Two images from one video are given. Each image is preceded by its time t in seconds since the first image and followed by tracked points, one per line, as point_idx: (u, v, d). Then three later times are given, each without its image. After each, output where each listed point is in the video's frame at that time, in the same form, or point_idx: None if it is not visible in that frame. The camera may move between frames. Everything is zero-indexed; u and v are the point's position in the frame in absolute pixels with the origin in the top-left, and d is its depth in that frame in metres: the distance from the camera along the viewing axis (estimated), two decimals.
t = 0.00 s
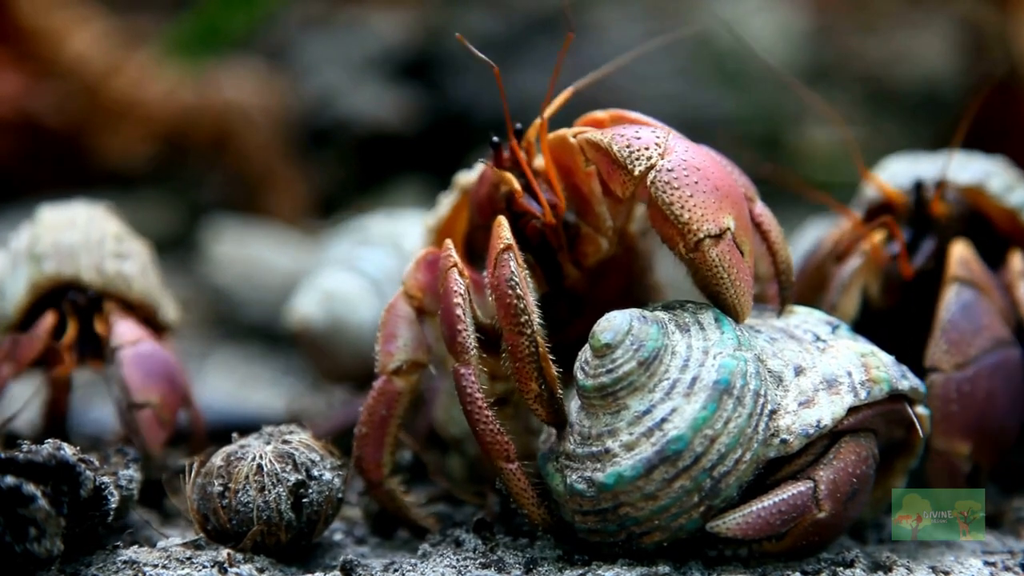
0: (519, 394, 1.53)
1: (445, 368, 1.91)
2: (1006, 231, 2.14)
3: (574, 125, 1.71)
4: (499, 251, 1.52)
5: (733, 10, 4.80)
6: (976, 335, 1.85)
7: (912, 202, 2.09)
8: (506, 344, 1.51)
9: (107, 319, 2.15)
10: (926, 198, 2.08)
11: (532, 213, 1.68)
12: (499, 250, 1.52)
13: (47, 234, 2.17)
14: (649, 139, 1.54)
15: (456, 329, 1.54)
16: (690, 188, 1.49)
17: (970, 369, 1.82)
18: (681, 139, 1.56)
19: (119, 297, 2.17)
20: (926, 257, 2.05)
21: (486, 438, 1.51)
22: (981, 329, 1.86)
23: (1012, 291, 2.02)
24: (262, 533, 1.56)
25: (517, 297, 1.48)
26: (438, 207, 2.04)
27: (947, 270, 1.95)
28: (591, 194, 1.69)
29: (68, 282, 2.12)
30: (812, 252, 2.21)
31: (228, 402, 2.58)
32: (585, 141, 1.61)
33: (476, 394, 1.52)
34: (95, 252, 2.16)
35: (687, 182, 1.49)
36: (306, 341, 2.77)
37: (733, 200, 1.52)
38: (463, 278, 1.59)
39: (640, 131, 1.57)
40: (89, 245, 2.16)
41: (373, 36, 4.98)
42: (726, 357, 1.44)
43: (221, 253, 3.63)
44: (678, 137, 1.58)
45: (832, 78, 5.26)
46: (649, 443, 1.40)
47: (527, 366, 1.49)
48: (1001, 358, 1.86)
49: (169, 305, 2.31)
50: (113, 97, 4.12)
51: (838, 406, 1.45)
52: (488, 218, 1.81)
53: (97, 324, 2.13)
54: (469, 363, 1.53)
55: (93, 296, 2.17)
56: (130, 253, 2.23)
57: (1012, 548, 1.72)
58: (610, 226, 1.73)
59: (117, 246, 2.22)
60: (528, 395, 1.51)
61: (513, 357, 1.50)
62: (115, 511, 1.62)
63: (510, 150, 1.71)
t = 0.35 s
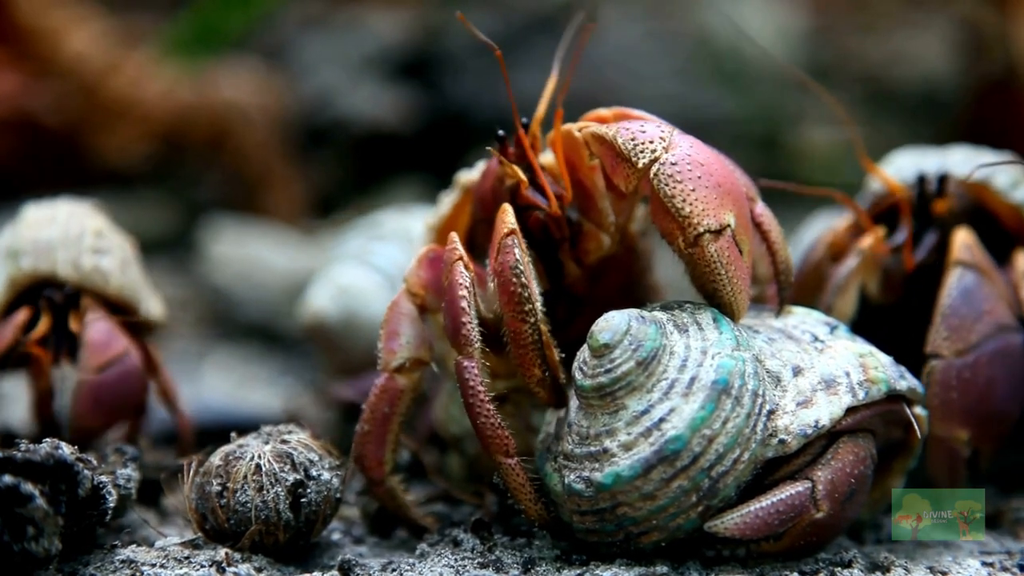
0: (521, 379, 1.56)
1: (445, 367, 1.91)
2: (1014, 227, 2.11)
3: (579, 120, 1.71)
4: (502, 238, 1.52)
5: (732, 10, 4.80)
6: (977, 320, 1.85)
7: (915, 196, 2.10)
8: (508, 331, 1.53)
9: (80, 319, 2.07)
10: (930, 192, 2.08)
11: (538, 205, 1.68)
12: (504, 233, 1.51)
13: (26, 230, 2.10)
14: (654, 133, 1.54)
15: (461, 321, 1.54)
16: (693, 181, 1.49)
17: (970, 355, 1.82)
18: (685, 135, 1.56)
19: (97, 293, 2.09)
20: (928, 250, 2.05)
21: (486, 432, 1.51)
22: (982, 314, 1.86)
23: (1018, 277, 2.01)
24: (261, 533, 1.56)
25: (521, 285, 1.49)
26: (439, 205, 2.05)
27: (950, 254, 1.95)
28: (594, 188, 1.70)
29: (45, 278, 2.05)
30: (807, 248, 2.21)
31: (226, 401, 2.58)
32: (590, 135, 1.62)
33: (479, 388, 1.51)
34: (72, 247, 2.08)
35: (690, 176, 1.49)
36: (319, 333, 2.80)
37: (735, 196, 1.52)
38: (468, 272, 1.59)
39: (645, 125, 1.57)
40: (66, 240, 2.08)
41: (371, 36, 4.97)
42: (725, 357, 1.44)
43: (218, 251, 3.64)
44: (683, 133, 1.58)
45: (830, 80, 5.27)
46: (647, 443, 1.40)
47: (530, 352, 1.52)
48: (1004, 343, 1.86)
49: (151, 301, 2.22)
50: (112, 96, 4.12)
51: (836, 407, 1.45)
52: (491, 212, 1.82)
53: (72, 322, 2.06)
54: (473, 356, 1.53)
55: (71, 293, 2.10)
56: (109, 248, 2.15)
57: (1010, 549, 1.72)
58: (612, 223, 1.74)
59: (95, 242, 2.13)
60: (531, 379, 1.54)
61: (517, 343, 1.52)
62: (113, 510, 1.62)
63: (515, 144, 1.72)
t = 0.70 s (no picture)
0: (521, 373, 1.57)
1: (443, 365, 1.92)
2: None
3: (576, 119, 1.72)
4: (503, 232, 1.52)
5: (733, 10, 4.79)
6: (994, 240, 1.80)
7: (930, 182, 2.02)
8: (509, 326, 1.53)
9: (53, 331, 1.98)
10: (945, 180, 2.00)
11: (535, 203, 1.68)
12: (504, 227, 1.52)
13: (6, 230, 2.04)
14: (651, 132, 1.55)
15: (459, 321, 1.54)
16: (689, 181, 1.49)
17: (987, 264, 1.77)
18: (682, 135, 1.56)
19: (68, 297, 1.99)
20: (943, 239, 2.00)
21: (485, 431, 1.51)
22: (1000, 237, 1.80)
23: None
24: (260, 530, 1.56)
25: (524, 281, 1.49)
26: (439, 203, 2.06)
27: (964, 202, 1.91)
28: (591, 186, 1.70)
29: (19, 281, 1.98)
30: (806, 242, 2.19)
31: (226, 398, 2.58)
32: (587, 134, 1.62)
33: (477, 386, 1.52)
34: (44, 249, 1.99)
35: (686, 176, 1.49)
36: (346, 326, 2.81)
37: (731, 197, 1.52)
38: (466, 271, 1.59)
39: (642, 125, 1.57)
40: (40, 241, 2.00)
41: (371, 34, 4.97)
42: (724, 356, 1.45)
43: (217, 250, 3.68)
44: (680, 132, 1.58)
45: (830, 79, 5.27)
46: (646, 442, 1.40)
47: (533, 347, 1.52)
48: None
49: (133, 303, 2.11)
50: (111, 94, 4.12)
51: (835, 406, 1.45)
52: (488, 210, 1.82)
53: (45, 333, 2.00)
54: (471, 355, 1.53)
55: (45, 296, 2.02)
56: (86, 252, 2.04)
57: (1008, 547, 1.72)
58: (609, 221, 1.74)
59: (70, 245, 2.03)
60: (533, 373, 1.54)
61: (519, 337, 1.52)
62: (113, 507, 1.62)
63: (513, 142, 1.73)
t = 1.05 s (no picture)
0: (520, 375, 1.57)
1: (443, 365, 1.93)
2: None
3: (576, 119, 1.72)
4: (503, 234, 1.52)
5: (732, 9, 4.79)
6: (987, 253, 1.77)
7: (935, 185, 1.98)
8: (510, 327, 1.53)
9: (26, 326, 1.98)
10: (950, 183, 1.98)
11: (534, 202, 1.68)
12: (504, 229, 1.52)
13: None
14: (651, 133, 1.55)
15: (458, 321, 1.54)
16: (688, 181, 1.49)
17: (978, 274, 1.75)
18: (681, 135, 1.56)
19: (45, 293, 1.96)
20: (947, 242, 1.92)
21: (485, 431, 1.52)
22: (994, 252, 1.78)
23: None
24: (260, 530, 1.56)
25: (524, 282, 1.49)
26: (439, 203, 2.06)
27: (966, 211, 1.88)
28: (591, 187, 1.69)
29: None
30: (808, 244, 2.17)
31: (226, 398, 2.58)
32: (587, 134, 1.62)
33: (477, 387, 1.52)
34: (24, 244, 1.96)
35: (685, 176, 1.49)
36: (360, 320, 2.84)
37: (730, 197, 1.53)
38: (465, 272, 1.59)
39: (642, 125, 1.57)
40: (21, 236, 1.97)
41: (371, 33, 4.97)
42: (723, 356, 1.45)
43: (217, 250, 3.68)
44: (679, 133, 1.58)
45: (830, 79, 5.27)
46: (646, 441, 1.40)
47: (533, 348, 1.52)
48: (1017, 284, 1.76)
49: (114, 301, 2.09)
50: (111, 95, 4.11)
51: (834, 405, 1.45)
52: (488, 210, 1.82)
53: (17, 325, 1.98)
54: (470, 355, 1.53)
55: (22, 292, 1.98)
56: (69, 248, 2.02)
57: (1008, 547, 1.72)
58: (609, 221, 1.74)
59: (53, 240, 2.01)
60: (533, 374, 1.54)
61: (519, 338, 1.52)
62: (113, 507, 1.62)
63: (512, 143, 1.73)
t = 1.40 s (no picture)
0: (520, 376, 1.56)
1: (443, 365, 1.93)
2: None
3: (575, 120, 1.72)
4: (503, 235, 1.52)
5: (732, 9, 4.79)
6: (994, 236, 1.77)
7: (938, 188, 1.97)
8: (509, 328, 1.53)
9: None
10: (953, 186, 1.95)
11: (534, 202, 1.68)
12: (504, 231, 1.52)
13: None
14: (651, 133, 1.55)
15: (457, 321, 1.54)
16: (687, 181, 1.49)
17: (985, 252, 1.75)
18: (681, 136, 1.56)
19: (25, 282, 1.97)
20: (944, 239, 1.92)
21: (485, 432, 1.52)
22: (1001, 236, 1.78)
23: None
24: (260, 530, 1.56)
25: (524, 283, 1.49)
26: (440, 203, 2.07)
27: (970, 206, 1.86)
28: (590, 187, 1.69)
29: None
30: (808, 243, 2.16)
31: (227, 398, 2.58)
32: (586, 134, 1.62)
33: (477, 387, 1.52)
34: (8, 234, 1.99)
35: (684, 176, 1.50)
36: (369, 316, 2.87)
37: (729, 198, 1.53)
38: (465, 272, 1.59)
39: (641, 125, 1.57)
40: (5, 227, 2.00)
41: (371, 34, 4.97)
42: (723, 356, 1.45)
43: (217, 250, 3.68)
44: (679, 133, 1.58)
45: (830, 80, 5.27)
46: (646, 442, 1.40)
47: (533, 350, 1.52)
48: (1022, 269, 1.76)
49: (98, 294, 2.09)
50: (111, 95, 4.10)
51: (834, 406, 1.45)
52: (488, 210, 1.82)
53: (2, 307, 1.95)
54: (470, 356, 1.53)
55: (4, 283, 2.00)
56: (53, 239, 2.05)
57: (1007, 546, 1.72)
58: (608, 222, 1.73)
59: (38, 231, 2.04)
60: (533, 375, 1.54)
61: (519, 340, 1.52)
62: (113, 507, 1.62)
63: (512, 143, 1.73)
